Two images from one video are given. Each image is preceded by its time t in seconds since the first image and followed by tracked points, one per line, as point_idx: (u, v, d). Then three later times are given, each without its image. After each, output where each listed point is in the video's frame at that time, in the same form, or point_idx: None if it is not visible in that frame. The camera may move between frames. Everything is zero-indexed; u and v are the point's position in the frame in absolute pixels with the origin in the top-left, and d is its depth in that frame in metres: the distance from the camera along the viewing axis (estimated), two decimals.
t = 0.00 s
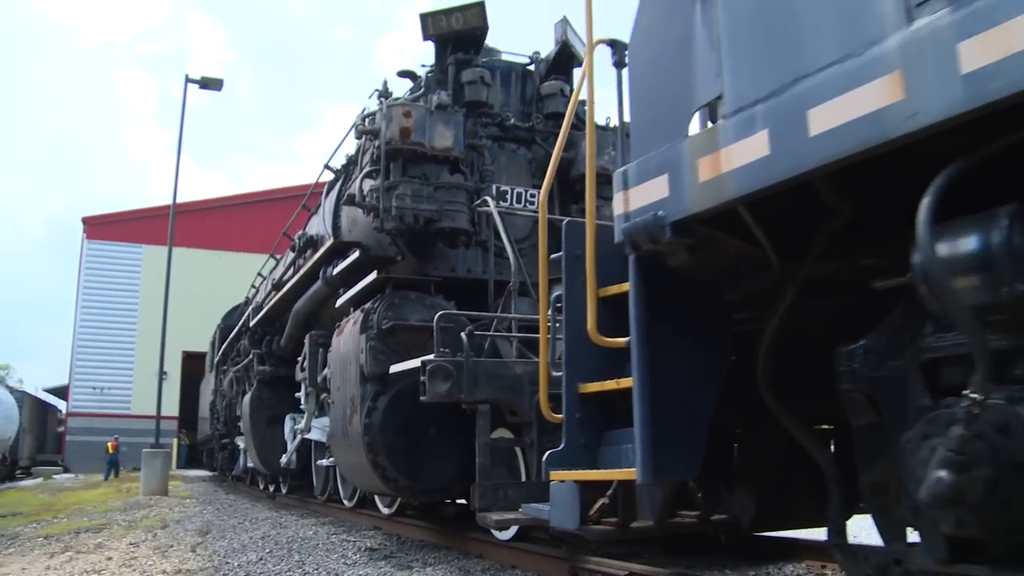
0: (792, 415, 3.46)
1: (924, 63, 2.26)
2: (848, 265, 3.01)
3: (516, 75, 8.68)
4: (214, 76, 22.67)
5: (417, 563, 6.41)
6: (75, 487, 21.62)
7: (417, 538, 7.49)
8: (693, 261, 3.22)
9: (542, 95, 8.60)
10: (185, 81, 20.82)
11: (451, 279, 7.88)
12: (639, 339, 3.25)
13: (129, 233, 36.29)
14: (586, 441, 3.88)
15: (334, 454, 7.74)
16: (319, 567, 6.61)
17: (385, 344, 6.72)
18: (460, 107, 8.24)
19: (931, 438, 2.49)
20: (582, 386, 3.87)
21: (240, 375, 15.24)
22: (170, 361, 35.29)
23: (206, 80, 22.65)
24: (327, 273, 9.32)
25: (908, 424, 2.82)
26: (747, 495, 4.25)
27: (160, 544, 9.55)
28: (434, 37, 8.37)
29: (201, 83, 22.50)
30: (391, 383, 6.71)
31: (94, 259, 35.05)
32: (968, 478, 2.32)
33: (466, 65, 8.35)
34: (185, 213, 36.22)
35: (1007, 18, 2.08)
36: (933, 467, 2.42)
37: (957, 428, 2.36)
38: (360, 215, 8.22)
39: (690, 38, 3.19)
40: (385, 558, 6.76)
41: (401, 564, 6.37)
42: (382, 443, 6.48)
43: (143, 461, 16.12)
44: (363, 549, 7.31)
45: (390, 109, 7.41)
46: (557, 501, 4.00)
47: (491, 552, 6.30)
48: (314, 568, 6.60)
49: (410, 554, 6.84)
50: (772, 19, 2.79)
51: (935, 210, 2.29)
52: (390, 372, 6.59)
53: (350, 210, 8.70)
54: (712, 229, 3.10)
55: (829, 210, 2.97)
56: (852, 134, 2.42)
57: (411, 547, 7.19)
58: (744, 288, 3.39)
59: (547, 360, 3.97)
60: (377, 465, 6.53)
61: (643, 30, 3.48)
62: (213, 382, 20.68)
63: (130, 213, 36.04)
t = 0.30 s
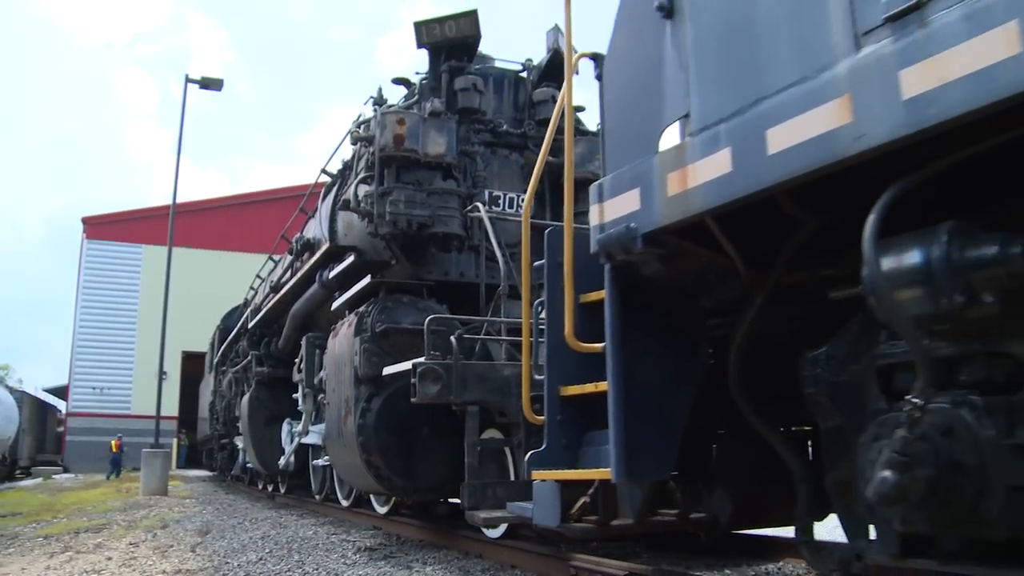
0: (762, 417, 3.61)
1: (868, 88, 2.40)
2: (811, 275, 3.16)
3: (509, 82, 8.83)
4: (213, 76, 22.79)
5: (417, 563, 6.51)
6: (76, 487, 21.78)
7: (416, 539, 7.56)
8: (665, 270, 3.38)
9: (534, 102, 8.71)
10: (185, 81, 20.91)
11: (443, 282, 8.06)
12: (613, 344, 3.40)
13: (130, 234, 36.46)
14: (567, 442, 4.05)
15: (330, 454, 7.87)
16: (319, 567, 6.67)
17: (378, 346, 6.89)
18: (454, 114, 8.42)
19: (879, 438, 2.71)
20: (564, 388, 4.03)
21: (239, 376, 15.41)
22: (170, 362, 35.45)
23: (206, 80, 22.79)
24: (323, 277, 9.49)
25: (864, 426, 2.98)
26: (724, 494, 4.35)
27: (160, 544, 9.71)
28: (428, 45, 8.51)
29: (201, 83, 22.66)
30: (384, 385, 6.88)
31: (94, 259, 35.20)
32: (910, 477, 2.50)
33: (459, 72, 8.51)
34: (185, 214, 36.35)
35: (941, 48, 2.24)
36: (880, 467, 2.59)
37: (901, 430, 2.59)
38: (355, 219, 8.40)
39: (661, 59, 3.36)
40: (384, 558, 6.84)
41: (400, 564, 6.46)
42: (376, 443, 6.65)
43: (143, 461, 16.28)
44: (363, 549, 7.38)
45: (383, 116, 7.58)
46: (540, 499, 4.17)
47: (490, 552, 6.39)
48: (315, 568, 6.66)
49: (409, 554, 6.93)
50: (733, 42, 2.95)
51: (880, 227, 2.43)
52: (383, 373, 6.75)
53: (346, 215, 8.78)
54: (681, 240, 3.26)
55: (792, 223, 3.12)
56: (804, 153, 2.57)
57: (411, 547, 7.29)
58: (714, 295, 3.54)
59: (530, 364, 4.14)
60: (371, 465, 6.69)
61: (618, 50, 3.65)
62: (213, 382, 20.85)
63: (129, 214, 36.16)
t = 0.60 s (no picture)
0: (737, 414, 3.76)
1: (823, 103, 2.54)
2: (779, 276, 3.30)
3: (502, 82, 8.93)
4: (213, 70, 22.90)
5: (417, 555, 6.65)
6: (76, 480, 21.95)
7: (416, 533, 7.65)
8: (639, 271, 3.53)
9: (526, 101, 8.91)
10: (185, 74, 21.03)
11: (437, 279, 8.23)
12: (591, 342, 3.56)
13: (128, 227, 36.54)
14: (550, 436, 4.20)
15: (326, 448, 7.98)
16: (318, 560, 6.75)
17: (372, 342, 7.06)
18: (447, 114, 8.58)
19: (836, 431, 2.89)
20: (546, 384, 4.20)
21: (238, 371, 15.57)
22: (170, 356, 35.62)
23: (206, 73, 22.96)
24: (319, 274, 9.66)
25: (825, 422, 3.13)
26: (705, 488, 4.52)
27: (160, 538, 9.88)
28: (422, 45, 8.65)
29: (201, 76, 22.81)
30: (378, 380, 7.04)
31: (94, 253, 35.36)
32: (861, 470, 2.66)
33: (453, 72, 8.65)
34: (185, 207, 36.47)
35: (887, 67, 2.37)
36: (834, 461, 2.77)
37: (853, 426, 2.77)
38: (350, 218, 8.57)
39: (636, 71, 3.51)
40: (383, 551, 6.93)
41: (400, 557, 6.57)
42: (369, 437, 6.82)
43: (143, 455, 16.46)
44: (362, 541, 7.47)
45: (378, 117, 7.73)
46: (524, 491, 4.33)
47: (490, 545, 6.47)
48: (314, 561, 6.72)
49: (410, 547, 7.02)
50: (701, 56, 3.09)
51: (834, 234, 2.57)
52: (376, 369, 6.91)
53: (342, 213, 8.97)
54: (655, 243, 3.41)
55: (760, 228, 3.27)
56: (763, 164, 2.71)
57: (411, 539, 7.39)
58: (690, 295, 3.68)
59: (514, 360, 4.30)
60: (365, 458, 6.87)
61: (597, 61, 3.81)
62: (211, 377, 21.04)
63: (128, 207, 36.32)
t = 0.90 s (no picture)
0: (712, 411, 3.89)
1: (783, 117, 2.68)
2: (750, 280, 3.46)
3: (495, 83, 9.03)
4: (212, 65, 22.99)
5: (417, 551, 6.59)
6: (78, 475, 22.12)
7: (416, 527, 7.66)
8: (617, 274, 3.68)
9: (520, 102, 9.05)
10: (184, 68, 21.09)
11: (431, 277, 8.39)
12: (572, 342, 3.70)
13: (128, 223, 36.63)
14: (535, 432, 4.35)
15: (324, 443, 8.05)
16: (318, 554, 6.72)
17: (366, 340, 7.21)
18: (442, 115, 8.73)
19: (801, 426, 3.02)
20: (531, 382, 4.35)
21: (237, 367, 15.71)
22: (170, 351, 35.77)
23: (206, 68, 23.06)
24: (317, 271, 9.81)
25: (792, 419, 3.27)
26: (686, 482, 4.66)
27: (160, 533, 10.03)
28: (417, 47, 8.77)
29: (201, 71, 22.91)
30: (372, 376, 7.18)
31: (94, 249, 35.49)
32: (819, 465, 2.80)
33: (447, 73, 8.77)
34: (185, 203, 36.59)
35: (842, 84, 2.51)
36: (794, 455, 2.91)
37: (812, 423, 2.91)
38: (347, 217, 8.72)
39: (614, 80, 3.65)
40: (385, 546, 6.89)
41: (401, 552, 6.52)
42: (364, 433, 6.98)
43: (143, 450, 16.62)
44: (363, 536, 7.44)
45: (373, 118, 7.86)
46: (509, 485, 4.43)
47: (489, 540, 6.52)
48: (314, 556, 6.70)
49: (410, 541, 7.00)
50: (673, 68, 3.23)
51: (793, 241, 2.71)
52: (371, 365, 7.06)
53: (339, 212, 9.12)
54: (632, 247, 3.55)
55: (731, 233, 3.41)
56: (729, 173, 2.85)
57: (412, 534, 7.36)
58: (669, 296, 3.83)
59: (500, 358, 4.45)
60: (360, 454, 7.03)
61: (577, 69, 3.95)
62: (211, 372, 21.19)
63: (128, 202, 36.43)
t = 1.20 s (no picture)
0: (690, 410, 4.01)
1: (748, 132, 2.82)
2: (724, 285, 3.60)
3: (490, 86, 9.17)
4: (213, 63, 23.17)
5: (416, 549, 6.69)
6: (79, 474, 22.28)
7: (416, 524, 7.76)
8: (598, 279, 3.83)
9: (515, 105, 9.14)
10: (185, 68, 21.26)
11: (425, 278, 8.56)
12: (554, 343, 3.84)
13: (128, 222, 36.80)
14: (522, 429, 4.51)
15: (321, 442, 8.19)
16: (318, 552, 6.83)
17: (361, 340, 7.36)
18: (436, 119, 8.83)
19: (767, 426, 3.18)
20: (517, 382, 4.50)
21: (236, 366, 15.87)
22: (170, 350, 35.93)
23: (206, 67, 23.24)
24: (314, 272, 9.97)
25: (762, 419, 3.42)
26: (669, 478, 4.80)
27: (160, 531, 10.18)
28: (412, 52, 8.91)
29: (201, 70, 23.07)
30: (367, 376, 7.33)
31: (94, 248, 35.66)
32: (783, 463, 2.94)
33: (441, 78, 8.91)
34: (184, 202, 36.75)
35: (801, 101, 2.65)
36: (760, 454, 3.05)
37: (776, 422, 3.06)
38: (343, 219, 8.88)
39: (594, 92, 3.80)
40: (385, 544, 6.98)
41: (401, 550, 6.62)
42: (359, 432, 7.13)
43: (143, 448, 16.79)
44: (363, 535, 7.55)
45: (368, 123, 8.02)
46: (497, 483, 4.61)
47: (489, 538, 6.60)
48: (314, 554, 6.81)
49: (410, 539, 7.11)
50: (649, 82, 3.38)
51: (759, 250, 2.85)
52: (365, 365, 7.22)
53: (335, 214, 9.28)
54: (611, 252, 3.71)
55: (706, 240, 3.56)
56: (698, 184, 3.00)
57: (412, 531, 7.46)
58: (649, 300, 3.98)
59: (487, 358, 4.60)
60: (355, 452, 7.16)
61: (560, 80, 4.10)
62: (211, 371, 21.34)
63: (129, 200, 36.64)
